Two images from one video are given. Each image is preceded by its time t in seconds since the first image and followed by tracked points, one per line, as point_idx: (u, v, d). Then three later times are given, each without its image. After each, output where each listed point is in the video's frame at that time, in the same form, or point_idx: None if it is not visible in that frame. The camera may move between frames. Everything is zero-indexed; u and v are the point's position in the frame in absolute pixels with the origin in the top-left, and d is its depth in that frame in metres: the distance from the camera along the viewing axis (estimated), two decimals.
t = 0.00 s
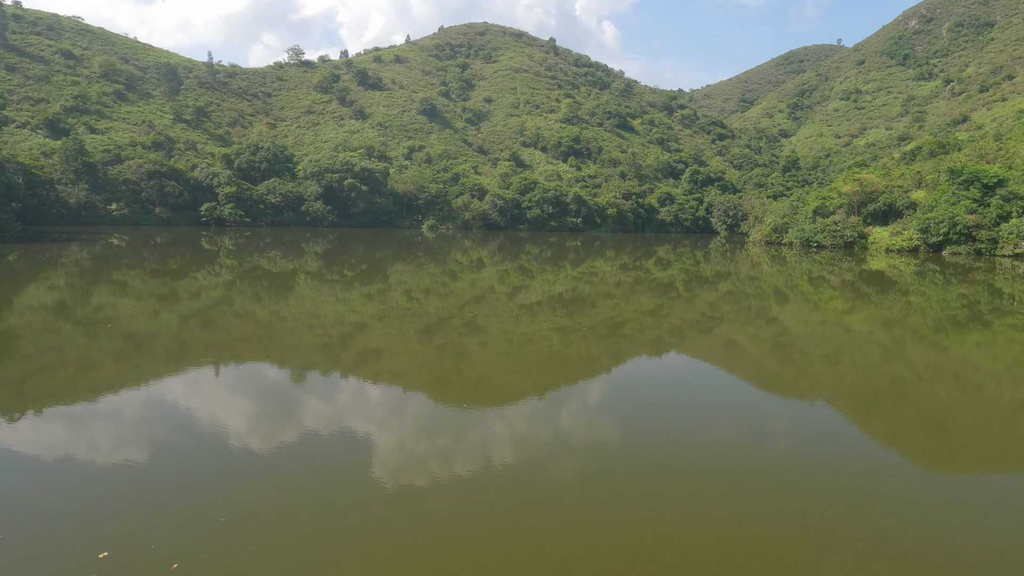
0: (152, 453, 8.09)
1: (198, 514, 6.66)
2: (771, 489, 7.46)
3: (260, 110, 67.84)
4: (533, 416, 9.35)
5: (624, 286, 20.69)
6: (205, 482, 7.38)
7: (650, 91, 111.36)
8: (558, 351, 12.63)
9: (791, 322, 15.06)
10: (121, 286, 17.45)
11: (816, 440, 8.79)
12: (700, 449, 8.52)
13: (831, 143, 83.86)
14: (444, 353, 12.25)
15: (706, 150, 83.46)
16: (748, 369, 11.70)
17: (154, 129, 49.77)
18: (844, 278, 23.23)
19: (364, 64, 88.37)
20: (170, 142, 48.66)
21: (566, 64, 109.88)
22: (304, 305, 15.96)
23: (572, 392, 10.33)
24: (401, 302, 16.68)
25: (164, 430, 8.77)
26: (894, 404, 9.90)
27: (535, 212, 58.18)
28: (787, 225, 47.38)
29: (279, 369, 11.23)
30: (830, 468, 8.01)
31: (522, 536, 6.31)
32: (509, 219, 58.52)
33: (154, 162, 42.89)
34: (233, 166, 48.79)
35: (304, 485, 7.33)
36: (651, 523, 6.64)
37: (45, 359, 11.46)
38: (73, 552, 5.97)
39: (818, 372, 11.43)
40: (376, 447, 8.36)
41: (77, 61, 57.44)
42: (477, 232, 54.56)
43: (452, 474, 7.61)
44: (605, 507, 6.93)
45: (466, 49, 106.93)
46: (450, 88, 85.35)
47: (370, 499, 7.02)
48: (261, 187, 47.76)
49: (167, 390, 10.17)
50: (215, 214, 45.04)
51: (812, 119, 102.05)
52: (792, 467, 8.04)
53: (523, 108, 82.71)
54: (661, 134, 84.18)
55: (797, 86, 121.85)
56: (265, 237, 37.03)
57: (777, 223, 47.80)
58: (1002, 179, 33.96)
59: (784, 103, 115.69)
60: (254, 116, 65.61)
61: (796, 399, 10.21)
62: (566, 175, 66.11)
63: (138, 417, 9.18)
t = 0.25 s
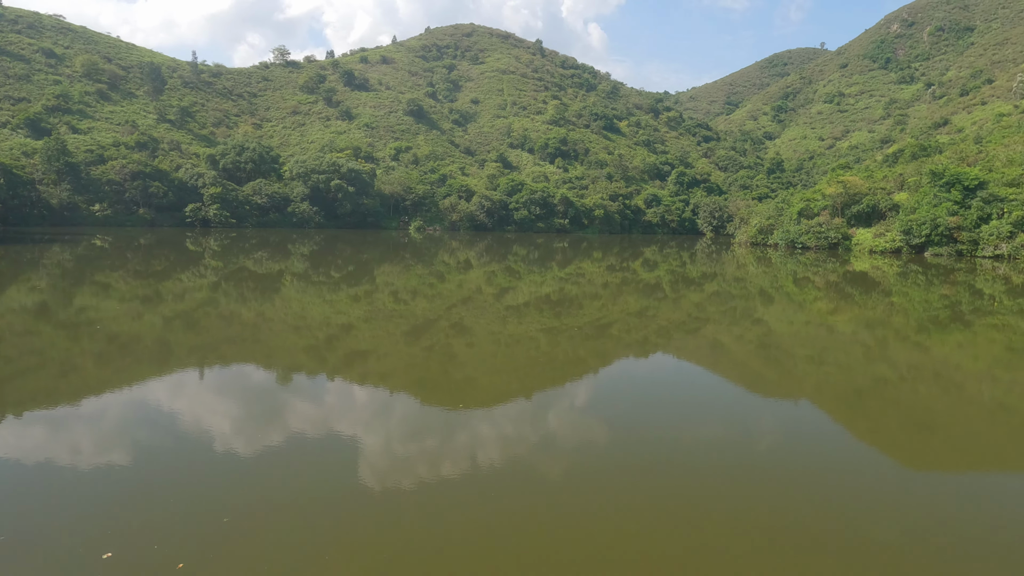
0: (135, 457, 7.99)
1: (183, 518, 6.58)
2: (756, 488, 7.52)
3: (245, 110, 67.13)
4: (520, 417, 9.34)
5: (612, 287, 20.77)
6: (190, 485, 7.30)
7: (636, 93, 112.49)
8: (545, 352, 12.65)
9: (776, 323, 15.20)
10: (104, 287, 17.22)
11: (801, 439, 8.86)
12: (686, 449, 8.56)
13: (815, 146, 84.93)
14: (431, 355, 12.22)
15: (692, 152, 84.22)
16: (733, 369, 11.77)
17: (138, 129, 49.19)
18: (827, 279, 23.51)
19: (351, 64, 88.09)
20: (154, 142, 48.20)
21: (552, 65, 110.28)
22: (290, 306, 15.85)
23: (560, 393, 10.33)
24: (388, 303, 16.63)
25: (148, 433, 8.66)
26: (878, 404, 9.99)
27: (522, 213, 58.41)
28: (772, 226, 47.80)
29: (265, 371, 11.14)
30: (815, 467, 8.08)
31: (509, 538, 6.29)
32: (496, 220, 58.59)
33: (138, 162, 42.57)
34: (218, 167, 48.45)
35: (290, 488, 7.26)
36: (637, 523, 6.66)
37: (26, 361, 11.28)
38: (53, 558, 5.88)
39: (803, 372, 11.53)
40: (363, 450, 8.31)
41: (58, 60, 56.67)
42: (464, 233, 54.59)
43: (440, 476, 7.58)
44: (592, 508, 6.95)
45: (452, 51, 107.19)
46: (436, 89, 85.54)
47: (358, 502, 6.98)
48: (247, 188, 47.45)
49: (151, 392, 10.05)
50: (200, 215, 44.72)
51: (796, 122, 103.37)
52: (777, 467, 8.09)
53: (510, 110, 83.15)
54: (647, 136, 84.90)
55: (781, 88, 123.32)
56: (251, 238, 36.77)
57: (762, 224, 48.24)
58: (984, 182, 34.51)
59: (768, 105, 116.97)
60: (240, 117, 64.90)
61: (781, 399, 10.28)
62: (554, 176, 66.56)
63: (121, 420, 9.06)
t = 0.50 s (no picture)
0: (117, 459, 7.89)
1: (166, 521, 6.51)
2: (741, 486, 7.57)
3: (229, 109, 66.41)
4: (507, 417, 9.33)
5: (598, 287, 20.82)
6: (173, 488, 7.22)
7: (621, 93, 113.75)
8: (531, 351, 12.65)
9: (761, 322, 15.31)
10: (86, 288, 17.01)
11: (785, 437, 8.93)
12: (671, 448, 8.60)
13: (798, 146, 85.92)
14: (417, 355, 12.18)
15: (677, 153, 84.91)
16: (717, 368, 11.86)
17: (120, 128, 48.50)
18: (812, 278, 23.68)
19: (336, 63, 87.76)
20: (137, 141, 47.70)
21: (538, 65, 110.49)
22: (276, 307, 15.75)
23: (546, 392, 10.35)
24: (374, 303, 16.56)
25: (130, 435, 8.56)
26: (861, 401, 10.11)
27: (509, 213, 58.42)
28: (758, 226, 48.08)
29: (249, 372, 11.05)
30: (798, 465, 8.15)
31: (496, 537, 6.30)
32: (482, 220, 58.51)
33: (120, 161, 42.45)
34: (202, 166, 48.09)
35: (275, 489, 7.21)
36: (623, 522, 6.69)
37: (5, 363, 11.11)
38: (34, 562, 5.80)
39: (787, 371, 11.63)
40: (349, 451, 8.26)
41: (38, 57, 55.83)
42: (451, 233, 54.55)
43: (427, 477, 7.56)
44: (578, 507, 6.97)
45: (438, 51, 107.46)
46: (423, 89, 85.76)
47: (345, 502, 6.94)
48: (232, 188, 47.11)
49: (134, 395, 9.93)
50: (184, 214, 44.45)
51: (780, 123, 104.65)
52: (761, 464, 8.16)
53: (495, 109, 84.16)
54: (633, 136, 85.85)
55: (765, 89, 124.30)
56: (236, 238, 36.44)
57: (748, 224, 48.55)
58: (964, 182, 35.13)
59: (752, 106, 118.13)
60: (224, 115, 64.17)
61: (765, 398, 10.36)
62: (540, 176, 66.90)
63: (102, 423, 8.94)
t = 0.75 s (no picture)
0: (97, 464, 7.78)
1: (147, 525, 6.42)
2: (723, 484, 7.63)
3: (213, 109, 66.41)
4: (492, 418, 9.32)
5: (584, 288, 20.88)
6: (155, 492, 7.12)
7: (606, 95, 115.23)
8: (518, 352, 12.65)
9: (745, 322, 15.43)
10: (67, 290, 16.77)
11: (768, 436, 9.00)
12: (656, 447, 8.64)
13: (781, 147, 87.01)
14: (403, 356, 12.14)
15: (662, 154, 86.23)
16: (702, 367, 11.94)
17: (101, 128, 47.77)
18: (795, 278, 23.95)
19: (321, 63, 87.41)
20: (119, 141, 47.12)
21: (523, 67, 111.23)
22: (260, 309, 15.62)
23: (532, 393, 10.36)
24: (360, 305, 16.48)
25: (111, 439, 8.44)
26: (843, 400, 10.21)
27: (495, 214, 58.43)
28: (742, 226, 48.43)
29: (233, 374, 10.95)
30: (781, 463, 8.22)
31: (481, 538, 6.29)
32: (469, 221, 58.56)
33: (102, 162, 41.83)
34: (185, 167, 47.65)
35: (258, 493, 7.13)
36: (607, 520, 6.72)
37: None
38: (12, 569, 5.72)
39: (770, 370, 11.74)
40: (334, 453, 8.20)
41: (17, 56, 54.91)
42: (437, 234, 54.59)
43: (413, 478, 7.53)
44: (563, 506, 6.99)
45: (423, 51, 107.66)
46: (408, 89, 85.70)
47: (329, 504, 6.90)
48: (216, 189, 46.71)
49: (115, 398, 9.79)
50: (167, 215, 44.06)
51: (762, 124, 106.06)
52: (744, 463, 8.22)
53: (481, 110, 85.01)
54: (618, 137, 87.11)
55: (748, 91, 125.76)
56: (220, 239, 36.09)
57: (732, 224, 48.82)
58: (942, 184, 35.75)
59: (736, 108, 119.39)
60: (207, 115, 64.03)
61: (749, 397, 10.44)
62: (526, 177, 67.63)
63: (82, 426, 8.81)
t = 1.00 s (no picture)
0: (80, 467, 7.70)
1: (132, 530, 6.37)
2: (709, 484, 7.68)
3: (197, 110, 66.03)
4: (479, 420, 9.33)
5: (572, 289, 20.97)
6: (140, 495, 7.06)
7: (593, 97, 116.89)
8: (505, 354, 12.67)
9: (730, 323, 15.55)
10: (50, 292, 16.58)
11: (753, 436, 9.08)
12: (643, 447, 8.71)
13: (766, 150, 88.15)
14: (391, 358, 12.12)
15: (649, 156, 87.83)
16: (688, 368, 12.03)
17: (85, 129, 47.27)
18: (780, 280, 24.21)
19: (307, 65, 87.20)
20: (103, 142, 46.62)
21: (511, 69, 112.16)
22: (247, 311, 15.53)
23: (519, 395, 10.38)
24: (347, 307, 16.44)
25: (94, 443, 8.34)
26: (827, 400, 10.31)
27: (483, 216, 59.07)
28: (729, 229, 48.94)
29: (218, 377, 10.89)
30: (766, 462, 8.30)
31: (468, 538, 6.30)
32: (457, 223, 58.95)
33: (86, 163, 41.30)
34: (171, 168, 47.29)
35: (244, 496, 7.09)
36: (595, 521, 6.74)
37: None
38: None
39: (754, 370, 11.85)
40: (320, 456, 8.17)
41: None
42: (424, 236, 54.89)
43: (400, 481, 7.49)
44: (550, 507, 7.00)
45: (411, 53, 107.81)
46: (395, 91, 84.97)
47: (315, 508, 6.84)
48: (202, 190, 46.41)
49: (99, 401, 9.69)
50: (153, 217, 43.69)
51: (747, 127, 107.48)
52: (728, 462, 8.30)
53: (468, 112, 85.10)
54: (605, 140, 88.69)
55: (733, 94, 127.15)
56: (206, 241, 35.81)
57: (719, 227, 49.37)
58: (926, 187, 36.37)
59: (721, 111, 120.70)
60: (192, 117, 63.63)
61: (734, 397, 10.53)
62: (514, 179, 68.48)
63: (64, 430, 8.71)
